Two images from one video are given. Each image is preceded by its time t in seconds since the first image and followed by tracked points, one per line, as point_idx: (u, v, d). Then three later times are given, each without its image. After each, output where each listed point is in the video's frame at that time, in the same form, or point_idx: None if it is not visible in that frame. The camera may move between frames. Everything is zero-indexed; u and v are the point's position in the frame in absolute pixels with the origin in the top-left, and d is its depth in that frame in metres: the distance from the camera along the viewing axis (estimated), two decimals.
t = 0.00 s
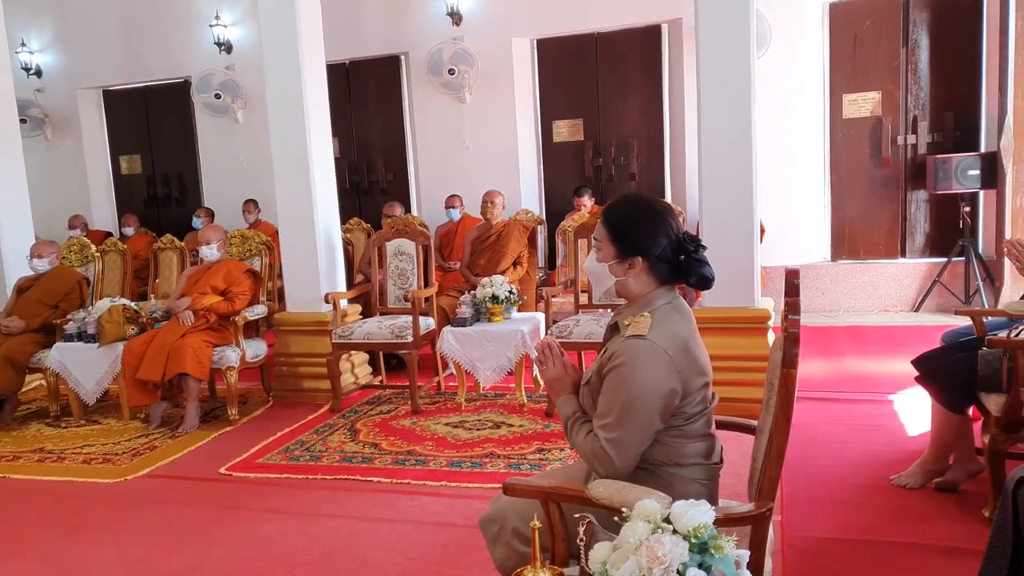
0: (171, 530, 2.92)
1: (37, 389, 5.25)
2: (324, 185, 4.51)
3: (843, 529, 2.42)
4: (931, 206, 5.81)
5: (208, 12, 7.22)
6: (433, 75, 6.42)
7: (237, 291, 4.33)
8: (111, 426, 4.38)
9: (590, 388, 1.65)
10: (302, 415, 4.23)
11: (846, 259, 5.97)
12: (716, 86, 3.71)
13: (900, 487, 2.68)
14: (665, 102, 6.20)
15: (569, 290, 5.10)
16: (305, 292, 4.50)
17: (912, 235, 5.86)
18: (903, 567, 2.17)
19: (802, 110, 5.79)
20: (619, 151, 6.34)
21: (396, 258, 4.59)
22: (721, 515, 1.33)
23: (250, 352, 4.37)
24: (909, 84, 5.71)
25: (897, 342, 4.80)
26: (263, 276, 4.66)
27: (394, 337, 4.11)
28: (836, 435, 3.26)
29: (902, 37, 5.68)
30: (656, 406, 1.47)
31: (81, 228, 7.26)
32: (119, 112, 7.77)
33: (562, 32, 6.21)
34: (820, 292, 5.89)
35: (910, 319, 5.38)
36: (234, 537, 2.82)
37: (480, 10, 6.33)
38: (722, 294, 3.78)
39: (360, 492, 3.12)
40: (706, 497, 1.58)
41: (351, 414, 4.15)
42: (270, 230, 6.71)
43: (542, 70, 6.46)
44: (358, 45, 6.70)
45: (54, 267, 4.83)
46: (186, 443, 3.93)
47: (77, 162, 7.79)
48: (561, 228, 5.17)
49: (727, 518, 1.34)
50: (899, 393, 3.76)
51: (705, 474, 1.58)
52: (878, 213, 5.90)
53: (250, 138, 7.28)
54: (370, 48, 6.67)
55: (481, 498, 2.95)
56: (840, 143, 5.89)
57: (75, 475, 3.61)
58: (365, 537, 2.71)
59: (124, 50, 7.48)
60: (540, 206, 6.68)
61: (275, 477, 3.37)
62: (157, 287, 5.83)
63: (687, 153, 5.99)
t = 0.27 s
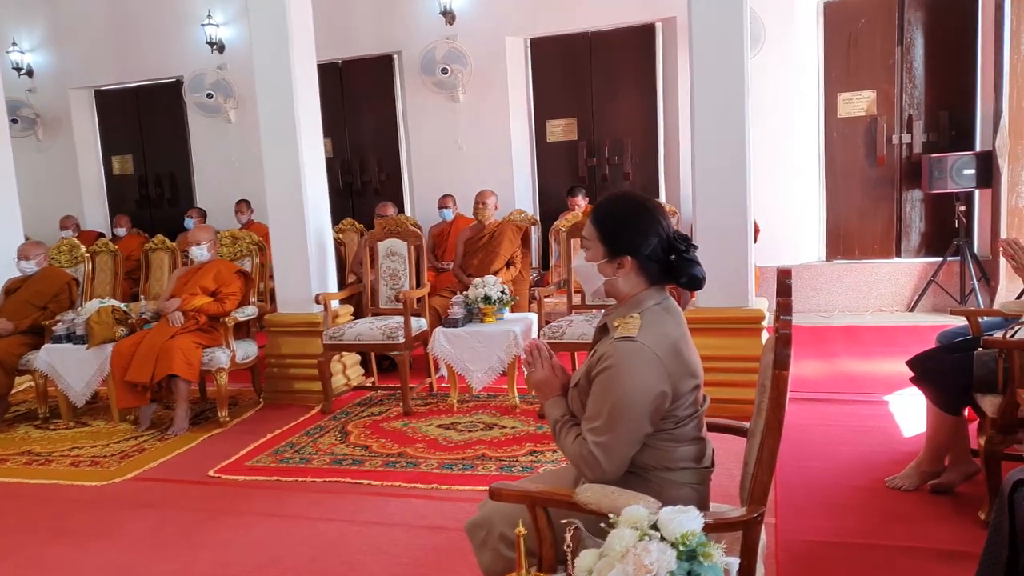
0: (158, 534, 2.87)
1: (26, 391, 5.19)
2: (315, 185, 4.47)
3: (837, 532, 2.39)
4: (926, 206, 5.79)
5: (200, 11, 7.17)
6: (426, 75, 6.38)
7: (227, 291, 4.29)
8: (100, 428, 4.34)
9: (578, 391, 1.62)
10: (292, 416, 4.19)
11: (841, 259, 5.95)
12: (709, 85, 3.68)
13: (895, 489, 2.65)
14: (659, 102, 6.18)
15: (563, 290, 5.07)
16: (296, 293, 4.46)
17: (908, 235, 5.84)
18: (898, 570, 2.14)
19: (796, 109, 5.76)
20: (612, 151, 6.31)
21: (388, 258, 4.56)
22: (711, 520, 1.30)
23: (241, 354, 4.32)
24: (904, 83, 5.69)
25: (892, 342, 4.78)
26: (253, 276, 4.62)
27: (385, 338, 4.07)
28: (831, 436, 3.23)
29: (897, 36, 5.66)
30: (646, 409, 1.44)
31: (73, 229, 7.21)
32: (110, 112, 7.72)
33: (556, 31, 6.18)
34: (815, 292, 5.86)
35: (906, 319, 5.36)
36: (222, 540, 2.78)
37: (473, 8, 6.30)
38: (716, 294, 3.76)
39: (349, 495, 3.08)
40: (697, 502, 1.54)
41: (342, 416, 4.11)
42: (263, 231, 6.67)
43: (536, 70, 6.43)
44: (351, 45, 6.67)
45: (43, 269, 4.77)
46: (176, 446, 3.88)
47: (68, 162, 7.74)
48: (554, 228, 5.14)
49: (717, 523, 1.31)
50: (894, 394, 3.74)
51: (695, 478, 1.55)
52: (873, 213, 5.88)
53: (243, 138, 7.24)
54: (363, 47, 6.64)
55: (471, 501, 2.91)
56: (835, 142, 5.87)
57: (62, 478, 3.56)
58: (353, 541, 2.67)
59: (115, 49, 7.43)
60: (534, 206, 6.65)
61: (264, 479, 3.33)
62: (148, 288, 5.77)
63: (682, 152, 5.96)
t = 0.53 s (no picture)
0: (146, 537, 2.83)
1: (17, 393, 5.15)
2: (307, 184, 4.44)
3: (833, 534, 2.37)
4: (922, 205, 5.78)
5: (193, 10, 7.13)
6: (420, 74, 6.36)
7: (219, 291, 4.24)
8: (91, 429, 4.29)
9: (569, 393, 1.59)
10: (284, 417, 4.15)
11: (836, 259, 5.93)
12: (703, 83, 3.65)
13: (891, 490, 2.63)
14: (654, 101, 6.15)
15: (557, 290, 5.05)
16: (289, 293, 4.43)
17: (903, 235, 5.82)
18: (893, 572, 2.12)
19: (792, 109, 5.74)
20: (607, 151, 6.29)
21: (380, 258, 4.53)
22: (703, 524, 1.28)
23: (233, 354, 4.28)
24: (899, 82, 5.67)
25: (888, 342, 4.76)
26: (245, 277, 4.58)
27: (377, 339, 4.04)
28: (826, 437, 3.20)
29: (892, 35, 5.65)
30: (637, 411, 1.41)
31: (66, 229, 7.17)
32: (103, 112, 7.67)
33: (550, 30, 6.16)
34: (810, 292, 5.84)
35: (901, 319, 5.34)
36: (211, 543, 2.74)
37: (467, 8, 6.27)
38: (710, 294, 3.74)
39: (341, 497, 3.04)
40: (690, 506, 1.52)
41: (334, 417, 4.08)
42: (256, 231, 6.63)
43: (530, 69, 6.40)
44: (345, 44, 6.63)
45: (33, 269, 4.74)
46: (166, 447, 3.84)
47: (61, 162, 7.69)
48: (548, 227, 5.12)
49: (710, 528, 1.29)
50: (889, 394, 3.72)
51: (688, 481, 1.52)
52: (868, 213, 5.87)
53: (236, 138, 7.20)
54: (356, 46, 6.61)
55: (464, 503, 2.88)
56: (830, 142, 5.86)
57: (51, 480, 3.52)
58: (344, 543, 2.64)
59: (108, 49, 7.38)
60: (528, 206, 6.62)
61: (255, 481, 3.29)
62: (141, 289, 5.72)
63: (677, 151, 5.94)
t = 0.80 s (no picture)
0: (139, 539, 2.81)
1: (10, 395, 5.12)
2: (302, 184, 4.42)
3: (830, 536, 2.35)
4: (919, 206, 5.77)
5: (188, 10, 7.10)
6: (415, 74, 6.34)
7: (213, 292, 4.22)
8: (84, 431, 4.26)
9: (563, 395, 1.57)
10: (279, 419, 4.13)
11: (833, 259, 5.93)
12: (699, 83, 3.64)
13: (888, 492, 2.62)
14: (650, 101, 6.14)
15: (553, 291, 5.04)
16: (283, 294, 4.40)
17: (900, 235, 5.82)
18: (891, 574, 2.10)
19: (788, 110, 5.73)
20: (603, 151, 6.27)
21: (376, 258, 4.51)
22: (700, 528, 1.26)
23: (227, 355, 4.25)
24: (896, 82, 5.67)
25: (884, 343, 4.75)
26: (240, 277, 4.55)
27: (372, 340, 4.02)
28: (823, 438, 3.19)
29: (888, 35, 5.65)
30: (633, 414, 1.39)
31: (60, 230, 7.14)
32: (98, 111, 7.63)
33: (546, 30, 6.14)
34: (807, 293, 5.83)
35: (898, 320, 5.33)
36: (204, 545, 2.72)
37: (463, 8, 6.26)
38: (706, 294, 3.73)
39: (334, 499, 3.02)
40: (686, 509, 1.50)
41: (329, 418, 4.05)
42: (251, 231, 6.60)
43: (526, 69, 6.39)
44: (340, 44, 6.61)
45: (27, 270, 4.71)
46: (160, 449, 3.81)
47: (55, 162, 7.65)
48: (544, 227, 5.10)
49: (707, 531, 1.28)
50: (886, 395, 3.71)
51: (684, 484, 1.51)
52: (865, 213, 5.86)
53: (231, 138, 7.17)
54: (352, 46, 6.58)
55: (459, 505, 2.86)
56: (827, 142, 5.86)
57: (43, 482, 3.49)
58: (338, 546, 2.62)
59: (102, 49, 7.35)
60: (524, 206, 6.60)
61: (249, 483, 3.27)
62: (136, 290, 5.68)
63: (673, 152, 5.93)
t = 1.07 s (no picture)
0: (135, 541, 2.79)
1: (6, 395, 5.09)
2: (299, 184, 4.40)
3: (830, 538, 2.35)
4: (917, 206, 5.77)
5: (185, 10, 7.08)
6: (412, 74, 6.33)
7: (209, 292, 4.19)
8: (80, 431, 4.24)
9: (563, 398, 1.56)
10: (276, 420, 4.11)
11: (831, 259, 5.93)
12: (698, 83, 3.63)
13: (888, 494, 2.61)
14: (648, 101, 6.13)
15: (550, 291, 5.03)
16: (281, 294, 4.38)
17: (898, 235, 5.81)
18: None
19: (786, 110, 5.73)
20: (601, 151, 6.26)
21: (373, 259, 4.50)
22: (700, 532, 1.26)
23: (224, 356, 4.23)
24: (894, 82, 5.67)
25: (883, 344, 4.75)
26: (236, 277, 4.53)
27: (370, 340, 4.00)
28: (821, 439, 3.18)
29: (886, 36, 5.65)
30: (633, 417, 1.38)
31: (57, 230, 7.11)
32: (94, 111, 7.60)
33: (544, 30, 6.13)
34: (805, 293, 5.83)
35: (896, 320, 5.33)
36: (200, 547, 2.70)
37: (461, 8, 6.25)
38: (704, 295, 3.72)
39: (332, 501, 3.01)
40: (686, 512, 1.49)
41: (326, 419, 4.04)
42: (248, 231, 6.58)
43: (523, 69, 6.38)
44: (338, 44, 6.60)
45: (23, 270, 4.69)
46: (156, 450, 3.79)
47: (52, 162, 7.62)
48: (542, 228, 5.09)
49: (708, 535, 1.27)
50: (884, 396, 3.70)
51: (684, 487, 1.50)
52: (863, 213, 5.86)
53: (229, 138, 7.15)
54: (350, 46, 6.56)
55: (457, 507, 2.85)
56: (825, 143, 5.86)
57: (39, 483, 3.47)
58: (335, 548, 2.61)
59: (99, 48, 7.32)
60: (522, 206, 6.59)
61: (246, 484, 3.25)
62: (132, 290, 5.66)
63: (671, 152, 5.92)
